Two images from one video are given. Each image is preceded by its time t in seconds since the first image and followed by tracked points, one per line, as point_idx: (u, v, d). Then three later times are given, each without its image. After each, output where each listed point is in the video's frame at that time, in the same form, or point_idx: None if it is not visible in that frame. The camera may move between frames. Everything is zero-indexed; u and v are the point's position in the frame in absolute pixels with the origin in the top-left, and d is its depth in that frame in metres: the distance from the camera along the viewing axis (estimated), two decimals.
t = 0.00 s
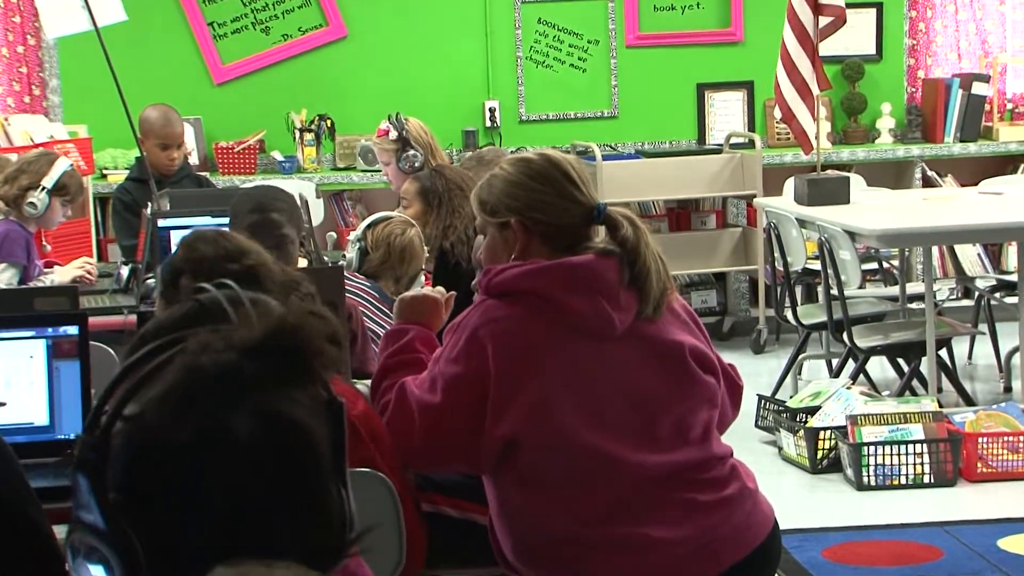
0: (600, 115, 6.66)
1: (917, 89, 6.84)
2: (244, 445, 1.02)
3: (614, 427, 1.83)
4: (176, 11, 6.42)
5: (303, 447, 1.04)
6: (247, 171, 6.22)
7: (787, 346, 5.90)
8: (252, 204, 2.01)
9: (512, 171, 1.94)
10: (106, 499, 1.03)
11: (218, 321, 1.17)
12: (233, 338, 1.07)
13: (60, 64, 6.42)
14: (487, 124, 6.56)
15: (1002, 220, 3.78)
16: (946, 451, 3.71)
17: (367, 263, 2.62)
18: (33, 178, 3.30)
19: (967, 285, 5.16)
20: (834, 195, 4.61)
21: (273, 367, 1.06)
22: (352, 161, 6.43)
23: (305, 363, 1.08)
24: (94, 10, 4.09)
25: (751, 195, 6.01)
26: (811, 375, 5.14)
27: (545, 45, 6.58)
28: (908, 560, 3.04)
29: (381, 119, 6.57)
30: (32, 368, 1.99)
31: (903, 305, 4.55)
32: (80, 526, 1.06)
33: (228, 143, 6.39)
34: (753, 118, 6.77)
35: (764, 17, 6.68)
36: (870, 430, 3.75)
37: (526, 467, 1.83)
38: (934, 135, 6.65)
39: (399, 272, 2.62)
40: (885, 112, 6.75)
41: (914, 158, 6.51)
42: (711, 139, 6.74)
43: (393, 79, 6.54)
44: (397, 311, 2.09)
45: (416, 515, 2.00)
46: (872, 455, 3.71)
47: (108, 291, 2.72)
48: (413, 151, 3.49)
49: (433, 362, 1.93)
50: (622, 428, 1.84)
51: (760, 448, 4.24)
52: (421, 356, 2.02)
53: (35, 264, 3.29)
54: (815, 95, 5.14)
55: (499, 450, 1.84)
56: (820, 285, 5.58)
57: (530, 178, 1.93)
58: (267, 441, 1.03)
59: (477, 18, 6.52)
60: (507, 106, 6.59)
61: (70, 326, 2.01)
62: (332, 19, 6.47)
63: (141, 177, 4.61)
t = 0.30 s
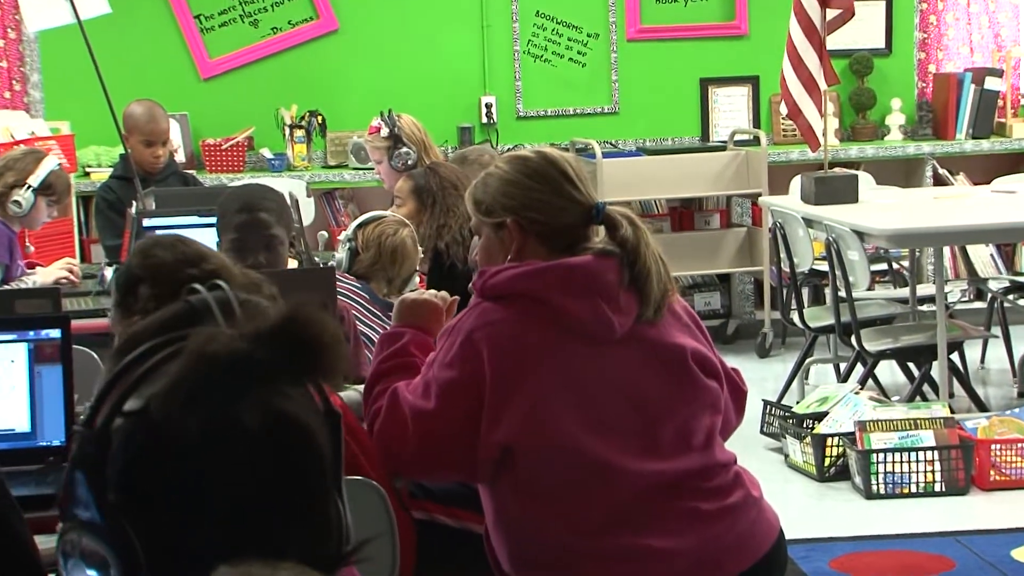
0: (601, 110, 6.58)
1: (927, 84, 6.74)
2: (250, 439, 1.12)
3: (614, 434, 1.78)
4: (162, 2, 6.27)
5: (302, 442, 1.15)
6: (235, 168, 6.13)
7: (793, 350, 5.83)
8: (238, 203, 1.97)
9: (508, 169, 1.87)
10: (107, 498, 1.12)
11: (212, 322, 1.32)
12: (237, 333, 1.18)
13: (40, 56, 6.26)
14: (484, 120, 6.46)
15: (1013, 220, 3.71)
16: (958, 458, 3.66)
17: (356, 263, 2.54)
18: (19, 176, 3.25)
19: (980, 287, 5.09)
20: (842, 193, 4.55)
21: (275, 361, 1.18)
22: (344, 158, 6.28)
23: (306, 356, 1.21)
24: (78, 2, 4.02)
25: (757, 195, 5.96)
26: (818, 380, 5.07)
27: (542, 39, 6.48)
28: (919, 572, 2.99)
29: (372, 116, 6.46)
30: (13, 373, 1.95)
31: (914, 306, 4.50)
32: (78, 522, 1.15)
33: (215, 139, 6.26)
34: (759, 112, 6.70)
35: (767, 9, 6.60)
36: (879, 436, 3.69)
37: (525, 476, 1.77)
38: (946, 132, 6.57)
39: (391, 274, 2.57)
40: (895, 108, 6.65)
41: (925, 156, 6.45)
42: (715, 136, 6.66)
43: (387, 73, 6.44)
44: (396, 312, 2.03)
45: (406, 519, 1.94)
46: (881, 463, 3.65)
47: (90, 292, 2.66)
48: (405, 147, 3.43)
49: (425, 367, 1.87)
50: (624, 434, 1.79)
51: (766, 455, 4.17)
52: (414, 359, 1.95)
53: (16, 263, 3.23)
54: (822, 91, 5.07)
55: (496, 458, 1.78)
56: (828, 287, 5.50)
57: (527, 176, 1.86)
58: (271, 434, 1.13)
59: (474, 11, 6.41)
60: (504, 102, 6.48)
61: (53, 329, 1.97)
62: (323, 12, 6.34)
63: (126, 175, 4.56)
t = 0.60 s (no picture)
0: (603, 106, 6.43)
1: (941, 79, 6.62)
2: (241, 442, 1.11)
3: (617, 441, 1.72)
4: None
5: (297, 446, 1.14)
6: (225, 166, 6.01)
7: (802, 354, 5.76)
8: (227, 204, 1.90)
9: (506, 167, 1.81)
10: (93, 501, 1.13)
11: (198, 322, 1.25)
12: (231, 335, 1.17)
13: (25, 50, 6.10)
14: (482, 116, 6.32)
15: None
16: (972, 467, 3.58)
17: (353, 266, 2.52)
18: (4, 174, 3.20)
19: (995, 291, 5.03)
20: (852, 192, 4.48)
21: (270, 363, 1.16)
22: (336, 155, 6.13)
23: (305, 359, 1.20)
24: None
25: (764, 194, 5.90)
26: (827, 386, 5.01)
27: (542, 32, 6.34)
28: None
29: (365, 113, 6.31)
30: None
31: (927, 309, 4.42)
32: (65, 524, 1.17)
33: (204, 136, 6.13)
34: (766, 107, 6.56)
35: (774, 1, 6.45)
36: (891, 443, 3.62)
37: (525, 485, 1.71)
38: (960, 129, 6.45)
39: (387, 278, 2.54)
40: (908, 103, 6.52)
41: (938, 153, 6.33)
42: (720, 133, 6.53)
43: (381, 68, 6.29)
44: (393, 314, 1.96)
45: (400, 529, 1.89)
46: (894, 471, 3.59)
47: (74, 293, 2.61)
48: (399, 145, 3.37)
49: (420, 372, 1.80)
50: (627, 441, 1.73)
51: (774, 463, 4.10)
52: (410, 362, 1.89)
53: None
54: (832, 86, 5.00)
55: (494, 466, 1.72)
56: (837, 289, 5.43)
57: (525, 174, 1.80)
58: (264, 435, 1.13)
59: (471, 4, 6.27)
60: (503, 97, 6.35)
61: (36, 332, 1.92)
62: (315, 5, 6.19)
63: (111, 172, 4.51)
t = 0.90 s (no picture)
0: (607, 101, 6.19)
1: (957, 73, 6.40)
2: (228, 445, 1.05)
3: (622, 448, 1.66)
4: None
5: (286, 451, 1.08)
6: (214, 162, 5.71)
7: (812, 359, 5.70)
8: (221, 203, 1.85)
9: (504, 164, 1.75)
10: (74, 510, 1.06)
11: (187, 325, 1.15)
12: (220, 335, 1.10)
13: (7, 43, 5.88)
14: (480, 111, 6.08)
15: None
16: (990, 476, 3.51)
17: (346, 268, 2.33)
18: None
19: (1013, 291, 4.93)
20: (867, 189, 4.43)
21: (261, 364, 1.10)
22: (329, 152, 5.91)
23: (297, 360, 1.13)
24: None
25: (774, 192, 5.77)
26: (840, 392, 4.94)
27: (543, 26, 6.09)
28: None
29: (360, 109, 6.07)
30: None
31: (943, 312, 4.34)
32: (44, 532, 1.10)
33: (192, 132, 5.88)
34: (775, 102, 6.30)
35: None
36: (906, 451, 3.54)
37: (526, 494, 1.65)
38: (976, 124, 6.21)
39: (383, 281, 2.35)
40: (922, 97, 6.32)
41: (954, 149, 6.08)
42: (727, 130, 6.26)
43: (375, 63, 6.05)
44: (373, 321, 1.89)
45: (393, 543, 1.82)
46: (909, 480, 3.51)
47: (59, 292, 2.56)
48: (395, 140, 3.29)
49: (418, 377, 1.74)
50: (633, 448, 1.66)
51: (784, 471, 4.04)
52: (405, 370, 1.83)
53: None
54: (844, 79, 4.87)
55: (495, 475, 1.65)
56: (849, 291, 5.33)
57: (525, 171, 1.74)
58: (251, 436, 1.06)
59: None
60: (502, 92, 6.11)
61: (14, 335, 1.86)
62: None
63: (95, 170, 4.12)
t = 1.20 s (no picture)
0: (611, 97, 5.91)
1: (976, 67, 6.06)
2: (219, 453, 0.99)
3: (630, 457, 1.60)
4: None
5: (274, 457, 1.01)
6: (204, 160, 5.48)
7: (826, 365, 5.50)
8: (209, 204, 1.79)
9: (502, 163, 1.68)
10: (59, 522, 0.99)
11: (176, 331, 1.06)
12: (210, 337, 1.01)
13: None
14: (480, 107, 5.80)
15: None
16: (1012, 485, 3.40)
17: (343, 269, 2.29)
18: None
19: None
20: (884, 189, 4.31)
21: (255, 368, 1.02)
22: (324, 149, 5.65)
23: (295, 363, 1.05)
24: None
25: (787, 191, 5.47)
26: (855, 400, 4.79)
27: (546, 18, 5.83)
28: None
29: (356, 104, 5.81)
30: None
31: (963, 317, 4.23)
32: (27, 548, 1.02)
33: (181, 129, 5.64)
34: (788, 100, 5.99)
35: None
36: (923, 461, 3.45)
37: (530, 502, 1.58)
38: (996, 121, 5.88)
39: (381, 283, 2.30)
40: (940, 93, 5.98)
41: (973, 147, 5.80)
42: (737, 126, 5.96)
43: (370, 57, 5.80)
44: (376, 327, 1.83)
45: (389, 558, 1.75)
46: (926, 491, 3.40)
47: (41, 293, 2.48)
48: (393, 139, 3.22)
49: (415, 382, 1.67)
50: (640, 457, 1.60)
51: (797, 483, 3.95)
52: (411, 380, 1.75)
53: None
54: (859, 75, 4.62)
55: (497, 484, 1.59)
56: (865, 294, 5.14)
57: (525, 169, 1.67)
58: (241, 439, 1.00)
59: None
60: (503, 88, 5.84)
61: None
62: None
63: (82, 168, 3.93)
